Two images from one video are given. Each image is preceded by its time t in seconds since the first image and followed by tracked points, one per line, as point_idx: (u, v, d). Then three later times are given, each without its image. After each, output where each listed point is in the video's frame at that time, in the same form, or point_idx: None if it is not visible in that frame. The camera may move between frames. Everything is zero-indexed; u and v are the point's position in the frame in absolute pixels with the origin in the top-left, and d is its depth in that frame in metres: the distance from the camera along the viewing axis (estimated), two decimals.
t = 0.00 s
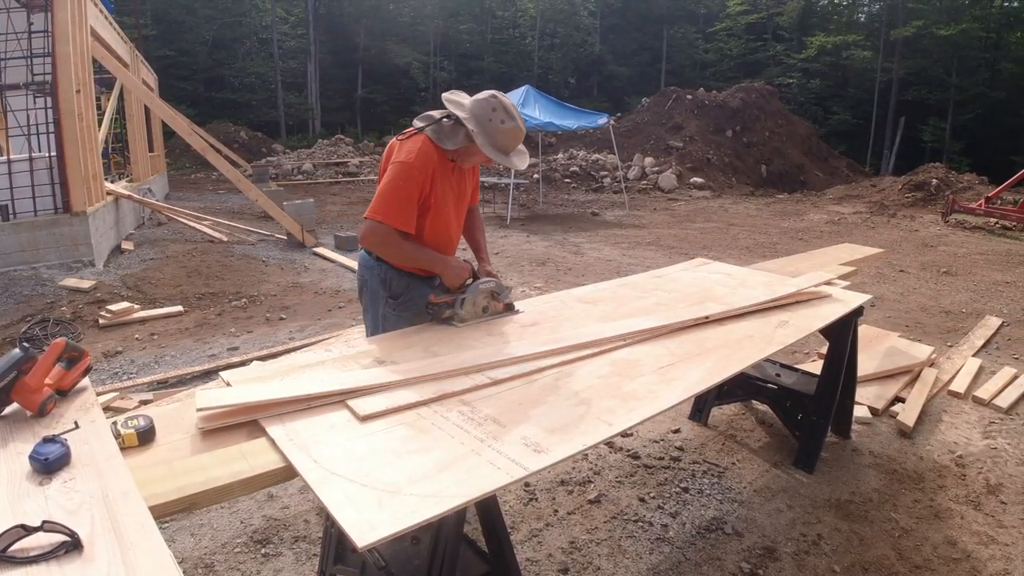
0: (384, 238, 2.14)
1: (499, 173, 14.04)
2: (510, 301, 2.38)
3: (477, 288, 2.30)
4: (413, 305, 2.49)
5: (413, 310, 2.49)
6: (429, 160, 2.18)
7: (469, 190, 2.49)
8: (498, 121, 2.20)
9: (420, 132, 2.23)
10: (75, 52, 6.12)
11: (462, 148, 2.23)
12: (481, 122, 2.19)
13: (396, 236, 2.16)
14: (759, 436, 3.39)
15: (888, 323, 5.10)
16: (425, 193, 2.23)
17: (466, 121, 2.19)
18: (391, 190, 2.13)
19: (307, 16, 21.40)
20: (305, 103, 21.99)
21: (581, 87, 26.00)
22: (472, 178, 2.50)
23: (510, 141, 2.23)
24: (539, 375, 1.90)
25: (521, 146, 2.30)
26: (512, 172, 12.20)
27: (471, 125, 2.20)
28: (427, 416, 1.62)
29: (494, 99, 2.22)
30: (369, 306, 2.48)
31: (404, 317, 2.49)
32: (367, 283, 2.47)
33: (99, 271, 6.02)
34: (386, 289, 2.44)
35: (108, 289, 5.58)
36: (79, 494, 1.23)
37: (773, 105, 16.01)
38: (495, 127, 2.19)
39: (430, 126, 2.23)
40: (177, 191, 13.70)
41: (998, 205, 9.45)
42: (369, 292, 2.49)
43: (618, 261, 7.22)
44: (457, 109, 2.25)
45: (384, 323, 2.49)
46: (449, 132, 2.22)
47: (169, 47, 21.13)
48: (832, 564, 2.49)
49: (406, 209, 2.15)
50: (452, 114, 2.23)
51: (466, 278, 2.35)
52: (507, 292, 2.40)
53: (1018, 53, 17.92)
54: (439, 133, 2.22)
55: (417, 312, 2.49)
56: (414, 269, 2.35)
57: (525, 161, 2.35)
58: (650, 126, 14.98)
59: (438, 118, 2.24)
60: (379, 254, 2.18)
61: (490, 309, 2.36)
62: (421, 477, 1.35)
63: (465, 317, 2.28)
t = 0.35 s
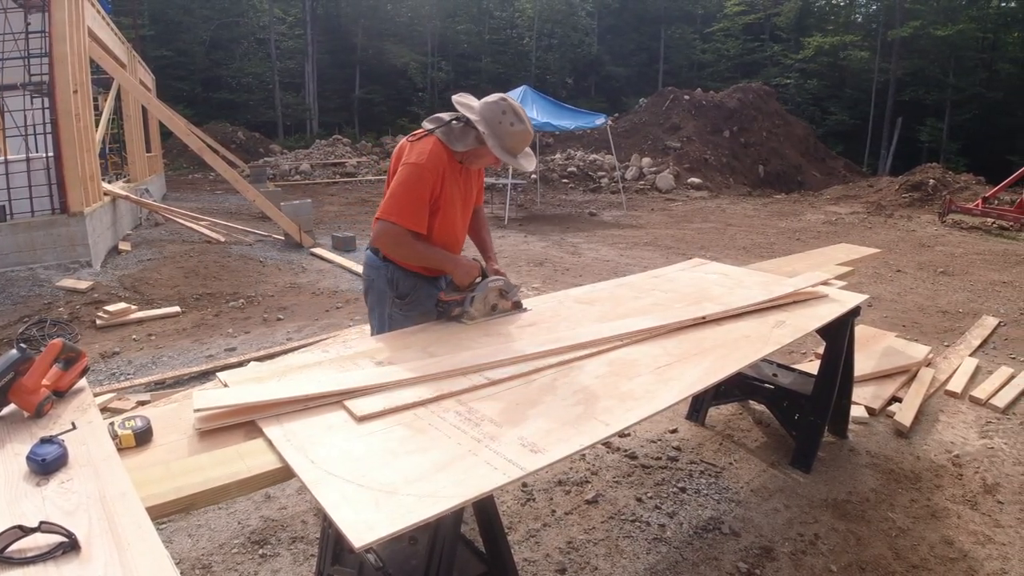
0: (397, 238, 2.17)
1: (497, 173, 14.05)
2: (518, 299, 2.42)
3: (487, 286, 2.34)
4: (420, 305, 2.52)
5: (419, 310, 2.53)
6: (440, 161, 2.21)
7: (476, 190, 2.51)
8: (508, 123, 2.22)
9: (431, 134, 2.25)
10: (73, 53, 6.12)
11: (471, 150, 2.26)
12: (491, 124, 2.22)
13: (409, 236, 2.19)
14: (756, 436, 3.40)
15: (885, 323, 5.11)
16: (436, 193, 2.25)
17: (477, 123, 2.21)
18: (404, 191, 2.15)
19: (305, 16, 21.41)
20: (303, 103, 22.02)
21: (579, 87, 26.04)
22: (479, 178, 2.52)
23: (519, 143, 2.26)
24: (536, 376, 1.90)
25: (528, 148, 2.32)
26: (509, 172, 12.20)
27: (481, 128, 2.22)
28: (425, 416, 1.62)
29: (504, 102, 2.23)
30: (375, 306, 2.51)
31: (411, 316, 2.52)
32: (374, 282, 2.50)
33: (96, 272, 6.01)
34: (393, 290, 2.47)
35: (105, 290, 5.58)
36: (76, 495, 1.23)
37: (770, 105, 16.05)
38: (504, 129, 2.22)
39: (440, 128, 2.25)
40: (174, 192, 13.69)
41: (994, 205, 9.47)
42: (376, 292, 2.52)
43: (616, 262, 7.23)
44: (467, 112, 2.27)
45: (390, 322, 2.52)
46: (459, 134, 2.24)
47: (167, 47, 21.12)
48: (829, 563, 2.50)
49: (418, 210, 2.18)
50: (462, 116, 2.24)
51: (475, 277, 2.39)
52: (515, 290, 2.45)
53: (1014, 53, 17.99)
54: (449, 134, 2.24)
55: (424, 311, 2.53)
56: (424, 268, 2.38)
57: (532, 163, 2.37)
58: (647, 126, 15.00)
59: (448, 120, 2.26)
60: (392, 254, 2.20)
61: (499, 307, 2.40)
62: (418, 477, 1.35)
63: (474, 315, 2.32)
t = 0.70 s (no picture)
0: (408, 237, 2.21)
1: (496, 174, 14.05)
2: (525, 298, 2.45)
3: (495, 286, 2.37)
4: (428, 305, 2.55)
5: (428, 310, 2.56)
6: (450, 161, 2.25)
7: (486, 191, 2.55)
8: (517, 124, 2.27)
9: (442, 136, 2.30)
10: (71, 53, 6.11)
11: (481, 151, 2.30)
12: (501, 125, 2.27)
13: (420, 234, 2.22)
14: (755, 437, 3.40)
15: (884, 324, 5.11)
16: (446, 193, 2.29)
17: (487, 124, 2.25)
18: (415, 190, 2.20)
19: (304, 16, 21.43)
20: (302, 104, 22.02)
21: (578, 88, 26.05)
22: (488, 179, 2.56)
23: (529, 143, 2.30)
24: (534, 377, 1.89)
25: (538, 149, 2.37)
26: (508, 173, 12.20)
27: (491, 128, 2.26)
28: (423, 418, 1.62)
29: (514, 103, 2.28)
30: (384, 305, 2.54)
31: (420, 316, 2.56)
32: (384, 282, 2.53)
33: (95, 273, 6.01)
34: (402, 289, 2.51)
35: (104, 291, 5.58)
36: (75, 497, 1.23)
37: (769, 106, 16.08)
38: (514, 129, 2.27)
39: (451, 129, 2.29)
40: (173, 192, 13.68)
41: (993, 205, 9.47)
42: (385, 292, 2.55)
43: (615, 262, 7.23)
44: (477, 114, 2.32)
45: (399, 321, 2.55)
46: (469, 135, 2.29)
47: (166, 48, 21.10)
48: (827, 564, 2.50)
49: (429, 209, 2.22)
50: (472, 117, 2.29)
51: (483, 276, 2.42)
52: (523, 290, 2.48)
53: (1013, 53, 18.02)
54: (460, 135, 2.28)
55: (432, 311, 2.56)
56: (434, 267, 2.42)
57: (540, 163, 2.42)
58: (646, 127, 15.02)
59: (459, 122, 2.30)
60: (403, 252, 2.24)
61: (507, 306, 2.44)
62: (417, 478, 1.35)
63: (482, 314, 2.35)
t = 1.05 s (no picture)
0: (420, 236, 2.21)
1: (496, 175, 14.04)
2: (534, 297, 2.47)
3: (504, 284, 2.39)
4: (436, 303, 2.56)
5: (436, 308, 2.57)
6: (461, 162, 2.25)
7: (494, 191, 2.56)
8: (527, 125, 2.29)
9: (452, 136, 2.30)
10: (72, 54, 6.11)
11: (492, 151, 2.31)
12: (510, 125, 2.28)
13: (431, 233, 2.23)
14: (754, 438, 3.40)
15: (883, 325, 5.11)
16: (456, 193, 2.30)
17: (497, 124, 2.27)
18: (427, 189, 2.20)
19: (303, 17, 21.44)
20: (302, 105, 22.01)
21: (578, 89, 25.99)
22: (496, 179, 2.57)
23: (538, 144, 2.33)
24: (533, 378, 1.89)
25: (546, 149, 2.40)
26: (508, 173, 12.19)
27: (502, 129, 2.28)
28: (422, 420, 1.62)
29: (523, 105, 2.31)
30: (393, 304, 2.54)
31: (428, 315, 2.56)
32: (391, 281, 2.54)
33: (95, 273, 6.01)
34: (410, 287, 2.51)
35: (104, 292, 5.58)
36: (73, 498, 1.22)
37: (768, 107, 16.08)
38: (524, 130, 2.28)
39: (461, 130, 2.30)
40: (173, 193, 13.67)
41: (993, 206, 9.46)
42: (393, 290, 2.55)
43: (614, 263, 7.23)
44: (486, 114, 2.33)
45: (407, 320, 2.56)
46: (480, 135, 2.29)
47: (166, 48, 21.10)
48: (827, 565, 2.50)
49: (440, 208, 2.22)
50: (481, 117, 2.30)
51: (492, 275, 2.45)
52: (531, 288, 2.50)
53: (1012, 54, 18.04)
54: (471, 135, 2.29)
55: (440, 310, 2.57)
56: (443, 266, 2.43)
57: (548, 164, 2.44)
58: (645, 128, 15.01)
59: (468, 123, 2.31)
60: (415, 251, 2.24)
61: (515, 305, 2.46)
62: (416, 479, 1.35)
63: (491, 312, 2.38)
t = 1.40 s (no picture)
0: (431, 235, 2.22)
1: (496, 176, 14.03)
2: (542, 296, 2.50)
3: (514, 283, 2.41)
4: (444, 302, 2.58)
5: (444, 307, 2.58)
6: (471, 162, 2.27)
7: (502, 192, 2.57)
8: (536, 125, 2.30)
9: (461, 137, 2.32)
10: (72, 54, 6.11)
11: (502, 152, 2.33)
12: (520, 127, 2.30)
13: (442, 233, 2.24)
14: (754, 439, 3.40)
15: (883, 326, 5.10)
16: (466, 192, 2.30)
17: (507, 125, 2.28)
18: (438, 189, 2.21)
19: (303, 17, 21.45)
20: (302, 105, 22.01)
21: (578, 90, 25.94)
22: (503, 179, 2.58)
23: (546, 144, 2.34)
24: (533, 379, 1.89)
25: (554, 150, 2.41)
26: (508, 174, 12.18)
27: (510, 130, 2.29)
28: (421, 421, 1.62)
29: (532, 106, 2.33)
30: (402, 303, 2.56)
31: (437, 313, 2.58)
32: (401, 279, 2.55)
33: (95, 274, 6.01)
34: (419, 287, 2.53)
35: (104, 292, 5.58)
36: (72, 499, 1.22)
37: (768, 108, 16.09)
38: (533, 131, 2.30)
39: (470, 131, 2.32)
40: (173, 194, 13.67)
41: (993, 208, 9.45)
42: (402, 289, 2.57)
43: (614, 264, 7.23)
44: (495, 115, 2.35)
45: (416, 319, 2.57)
46: (489, 136, 2.31)
47: (167, 49, 21.11)
48: (827, 566, 2.50)
49: (451, 208, 2.23)
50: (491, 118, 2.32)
51: (501, 274, 2.47)
52: (539, 287, 2.52)
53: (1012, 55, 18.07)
54: (480, 136, 2.31)
55: (448, 309, 2.59)
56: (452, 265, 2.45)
57: (556, 164, 2.46)
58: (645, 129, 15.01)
59: (478, 124, 2.33)
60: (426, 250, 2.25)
61: (524, 304, 2.48)
62: (415, 480, 1.35)
63: (501, 311, 2.40)
